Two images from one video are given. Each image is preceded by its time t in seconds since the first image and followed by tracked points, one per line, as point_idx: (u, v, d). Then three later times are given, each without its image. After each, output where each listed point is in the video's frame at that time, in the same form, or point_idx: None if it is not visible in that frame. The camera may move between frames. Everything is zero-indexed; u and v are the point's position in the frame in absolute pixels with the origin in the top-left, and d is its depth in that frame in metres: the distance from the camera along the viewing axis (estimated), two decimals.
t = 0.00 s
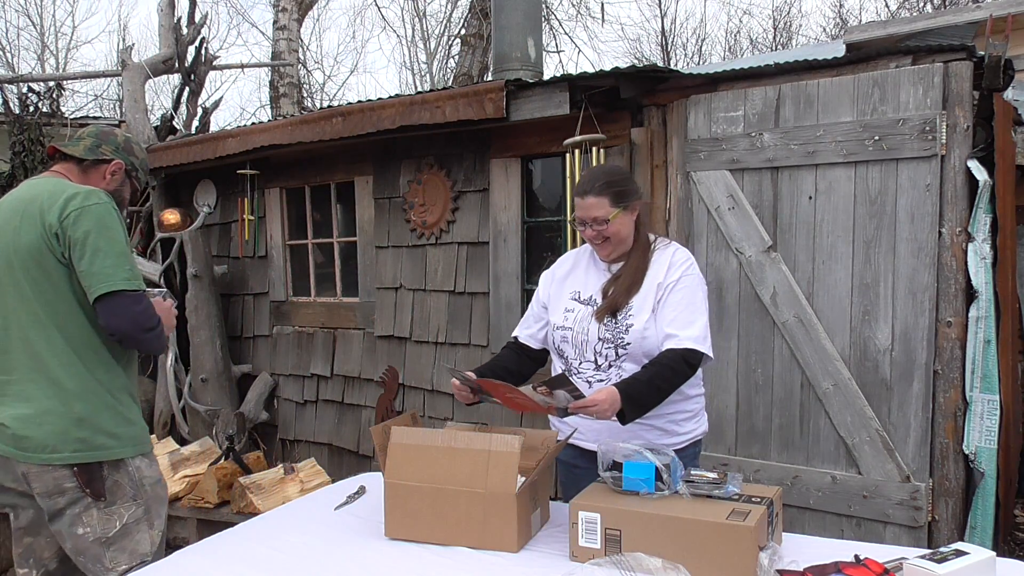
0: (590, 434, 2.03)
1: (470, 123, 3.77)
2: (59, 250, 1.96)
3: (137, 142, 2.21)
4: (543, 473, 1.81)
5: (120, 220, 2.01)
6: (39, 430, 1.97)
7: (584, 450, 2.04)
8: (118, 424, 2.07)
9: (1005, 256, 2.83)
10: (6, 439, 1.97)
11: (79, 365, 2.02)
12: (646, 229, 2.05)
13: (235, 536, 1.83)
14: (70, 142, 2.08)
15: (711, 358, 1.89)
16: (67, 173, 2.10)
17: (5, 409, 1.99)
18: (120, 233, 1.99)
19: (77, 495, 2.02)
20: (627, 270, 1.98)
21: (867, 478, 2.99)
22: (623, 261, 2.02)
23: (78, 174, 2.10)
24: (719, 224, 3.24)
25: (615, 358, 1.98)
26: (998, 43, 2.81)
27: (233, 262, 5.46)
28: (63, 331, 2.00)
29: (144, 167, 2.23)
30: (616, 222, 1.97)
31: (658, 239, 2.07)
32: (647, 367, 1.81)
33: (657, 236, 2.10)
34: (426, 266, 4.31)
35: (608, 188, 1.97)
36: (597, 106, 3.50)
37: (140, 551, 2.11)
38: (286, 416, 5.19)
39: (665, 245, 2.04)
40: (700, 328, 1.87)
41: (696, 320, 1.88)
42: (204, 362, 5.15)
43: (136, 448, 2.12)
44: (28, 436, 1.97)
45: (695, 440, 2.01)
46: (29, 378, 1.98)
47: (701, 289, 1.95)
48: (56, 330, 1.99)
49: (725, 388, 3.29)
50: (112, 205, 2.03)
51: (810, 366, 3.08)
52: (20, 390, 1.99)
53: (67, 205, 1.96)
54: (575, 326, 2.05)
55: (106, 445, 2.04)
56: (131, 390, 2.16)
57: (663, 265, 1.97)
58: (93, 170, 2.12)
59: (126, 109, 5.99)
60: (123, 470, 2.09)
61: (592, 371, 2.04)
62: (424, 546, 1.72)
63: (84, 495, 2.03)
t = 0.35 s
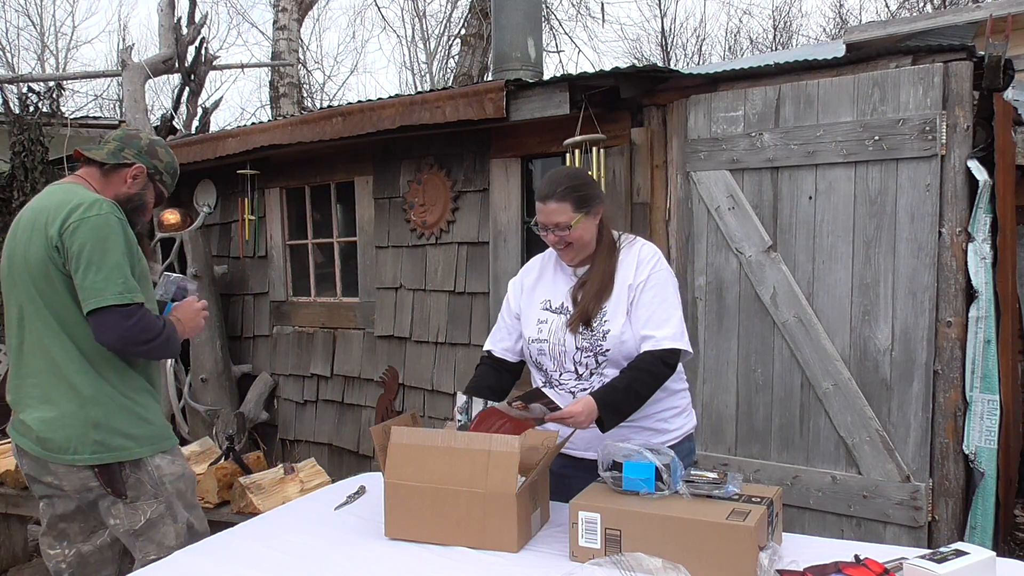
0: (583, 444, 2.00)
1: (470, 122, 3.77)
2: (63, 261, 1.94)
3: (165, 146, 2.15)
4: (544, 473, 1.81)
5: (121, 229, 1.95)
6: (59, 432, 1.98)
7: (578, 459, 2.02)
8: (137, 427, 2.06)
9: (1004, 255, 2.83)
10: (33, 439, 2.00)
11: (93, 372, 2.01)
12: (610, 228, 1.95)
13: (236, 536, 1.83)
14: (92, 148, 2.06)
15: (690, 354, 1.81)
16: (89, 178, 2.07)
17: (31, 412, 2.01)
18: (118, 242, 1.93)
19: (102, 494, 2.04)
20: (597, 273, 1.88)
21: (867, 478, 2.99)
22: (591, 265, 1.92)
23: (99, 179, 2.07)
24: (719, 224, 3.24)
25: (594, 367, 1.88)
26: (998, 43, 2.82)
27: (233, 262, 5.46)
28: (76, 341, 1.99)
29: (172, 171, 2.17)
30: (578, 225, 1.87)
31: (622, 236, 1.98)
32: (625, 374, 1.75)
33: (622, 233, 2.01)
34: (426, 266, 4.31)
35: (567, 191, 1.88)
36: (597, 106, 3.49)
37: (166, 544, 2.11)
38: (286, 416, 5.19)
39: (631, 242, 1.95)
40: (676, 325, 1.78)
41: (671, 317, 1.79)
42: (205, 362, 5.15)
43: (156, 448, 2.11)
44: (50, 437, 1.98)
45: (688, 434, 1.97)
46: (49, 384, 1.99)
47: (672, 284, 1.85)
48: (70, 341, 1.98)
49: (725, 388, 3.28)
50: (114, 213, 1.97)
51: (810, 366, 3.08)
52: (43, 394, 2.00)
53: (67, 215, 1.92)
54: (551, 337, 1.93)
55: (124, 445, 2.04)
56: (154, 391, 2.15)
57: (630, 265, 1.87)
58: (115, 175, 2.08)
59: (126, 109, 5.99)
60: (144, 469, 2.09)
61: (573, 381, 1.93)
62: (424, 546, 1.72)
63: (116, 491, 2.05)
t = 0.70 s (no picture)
0: (582, 450, 1.97)
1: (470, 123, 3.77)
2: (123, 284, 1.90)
3: (221, 152, 2.08)
4: (543, 473, 1.81)
5: (177, 253, 1.91)
6: (127, 444, 1.97)
7: (576, 464, 1.99)
8: (193, 442, 2.05)
9: (1004, 255, 2.83)
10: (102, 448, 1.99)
11: (159, 388, 1.99)
12: (596, 231, 1.93)
13: (237, 535, 1.83)
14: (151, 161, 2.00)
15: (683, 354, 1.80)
16: (147, 190, 2.02)
17: (99, 420, 2.00)
18: (172, 270, 1.88)
19: (160, 497, 2.03)
20: (585, 279, 1.86)
21: (867, 479, 2.99)
22: (577, 270, 1.90)
23: (157, 192, 2.02)
24: (719, 224, 3.24)
25: (587, 374, 1.86)
26: (998, 43, 2.82)
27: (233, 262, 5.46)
28: (140, 357, 1.97)
29: (230, 177, 2.11)
30: (562, 230, 1.84)
31: (607, 237, 1.96)
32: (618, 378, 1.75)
33: (607, 233, 1.99)
34: (426, 266, 4.31)
35: (549, 195, 1.84)
36: (597, 106, 3.49)
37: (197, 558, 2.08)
38: (287, 416, 5.19)
39: (617, 244, 1.93)
40: (667, 328, 1.77)
41: (661, 319, 1.78)
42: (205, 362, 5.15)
43: (209, 462, 2.09)
44: (117, 447, 1.97)
45: (685, 435, 1.96)
46: (118, 394, 1.98)
47: (661, 284, 1.84)
48: (135, 358, 1.97)
49: (725, 388, 3.28)
50: (171, 237, 1.92)
51: (810, 366, 3.08)
52: (112, 403, 1.99)
53: (127, 242, 1.87)
54: (542, 345, 1.91)
55: (180, 459, 2.02)
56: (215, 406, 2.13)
57: (618, 268, 1.86)
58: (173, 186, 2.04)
59: (126, 109, 6.00)
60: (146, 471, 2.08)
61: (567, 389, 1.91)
62: (424, 546, 1.72)
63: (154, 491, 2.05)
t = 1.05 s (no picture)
0: (580, 453, 1.96)
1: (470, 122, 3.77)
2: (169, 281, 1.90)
3: (275, 145, 2.03)
4: (543, 473, 1.81)
5: (222, 250, 1.88)
6: (162, 439, 1.97)
7: (573, 466, 1.99)
8: (226, 441, 2.00)
9: (1004, 256, 2.83)
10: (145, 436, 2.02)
11: (192, 387, 1.97)
12: (596, 233, 1.92)
13: (239, 535, 1.83)
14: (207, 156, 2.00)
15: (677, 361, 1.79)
16: (204, 187, 2.02)
17: (147, 409, 2.03)
18: (217, 268, 1.85)
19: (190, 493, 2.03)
20: (584, 284, 1.85)
21: (867, 479, 2.99)
22: (577, 274, 1.89)
23: (212, 187, 2.01)
24: (719, 224, 3.24)
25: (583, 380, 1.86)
26: (998, 43, 2.82)
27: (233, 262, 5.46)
28: (183, 353, 1.96)
29: (288, 171, 2.06)
30: (561, 235, 1.83)
31: (608, 239, 1.95)
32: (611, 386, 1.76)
33: (607, 234, 1.98)
34: (426, 266, 4.31)
35: (549, 198, 1.83)
36: (597, 106, 3.49)
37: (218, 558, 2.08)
38: (287, 416, 5.19)
39: (616, 246, 1.92)
40: (661, 333, 1.76)
41: (655, 324, 1.77)
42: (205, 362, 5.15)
43: (242, 462, 2.03)
44: (157, 441, 1.98)
45: (685, 438, 1.96)
46: (159, 388, 1.99)
47: (658, 288, 1.82)
48: (178, 354, 1.95)
49: (725, 388, 3.28)
50: (216, 233, 1.89)
51: (810, 366, 3.08)
52: (155, 395, 2.00)
53: (173, 241, 1.86)
54: (539, 350, 1.91)
55: (210, 459, 1.99)
56: (254, 407, 2.07)
57: (617, 272, 1.85)
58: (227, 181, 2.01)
59: (126, 110, 6.01)
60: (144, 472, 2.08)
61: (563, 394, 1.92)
62: (424, 546, 1.72)
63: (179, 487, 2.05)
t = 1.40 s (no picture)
0: (583, 456, 1.96)
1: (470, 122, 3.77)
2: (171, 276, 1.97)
3: (288, 142, 2.02)
4: (544, 473, 1.81)
5: (213, 247, 1.90)
6: (178, 426, 2.09)
7: (573, 468, 1.99)
8: (218, 436, 2.02)
9: (1004, 256, 2.83)
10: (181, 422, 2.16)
11: (194, 381, 2.04)
12: (594, 239, 1.91)
13: (239, 535, 1.82)
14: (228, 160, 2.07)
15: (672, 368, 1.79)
16: (230, 191, 2.09)
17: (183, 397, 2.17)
18: (202, 260, 1.88)
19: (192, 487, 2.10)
20: (582, 292, 1.84)
21: (867, 479, 2.99)
22: (576, 280, 1.88)
23: (234, 190, 2.08)
24: (719, 224, 3.24)
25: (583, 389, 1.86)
26: (998, 44, 2.82)
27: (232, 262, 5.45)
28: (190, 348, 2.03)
29: (307, 168, 2.04)
30: (565, 242, 1.81)
31: (605, 244, 1.94)
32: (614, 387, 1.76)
33: (604, 238, 1.97)
34: (426, 266, 4.31)
35: (553, 206, 1.80)
36: (597, 106, 3.48)
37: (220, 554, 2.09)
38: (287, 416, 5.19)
39: (614, 251, 1.91)
40: (655, 338, 1.75)
41: (653, 328, 1.76)
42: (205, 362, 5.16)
43: (234, 459, 2.03)
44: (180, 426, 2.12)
45: (685, 438, 1.96)
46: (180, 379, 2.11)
47: (658, 294, 1.82)
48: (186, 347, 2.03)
49: (725, 388, 3.28)
50: (210, 231, 1.92)
51: (810, 366, 3.08)
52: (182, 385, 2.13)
53: (170, 238, 1.93)
54: (538, 358, 1.90)
55: (204, 451, 2.03)
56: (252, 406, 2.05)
57: (614, 279, 1.84)
58: (248, 179, 2.07)
59: (126, 109, 6.01)
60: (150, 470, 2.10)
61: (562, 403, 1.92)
62: (424, 546, 1.72)
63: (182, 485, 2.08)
